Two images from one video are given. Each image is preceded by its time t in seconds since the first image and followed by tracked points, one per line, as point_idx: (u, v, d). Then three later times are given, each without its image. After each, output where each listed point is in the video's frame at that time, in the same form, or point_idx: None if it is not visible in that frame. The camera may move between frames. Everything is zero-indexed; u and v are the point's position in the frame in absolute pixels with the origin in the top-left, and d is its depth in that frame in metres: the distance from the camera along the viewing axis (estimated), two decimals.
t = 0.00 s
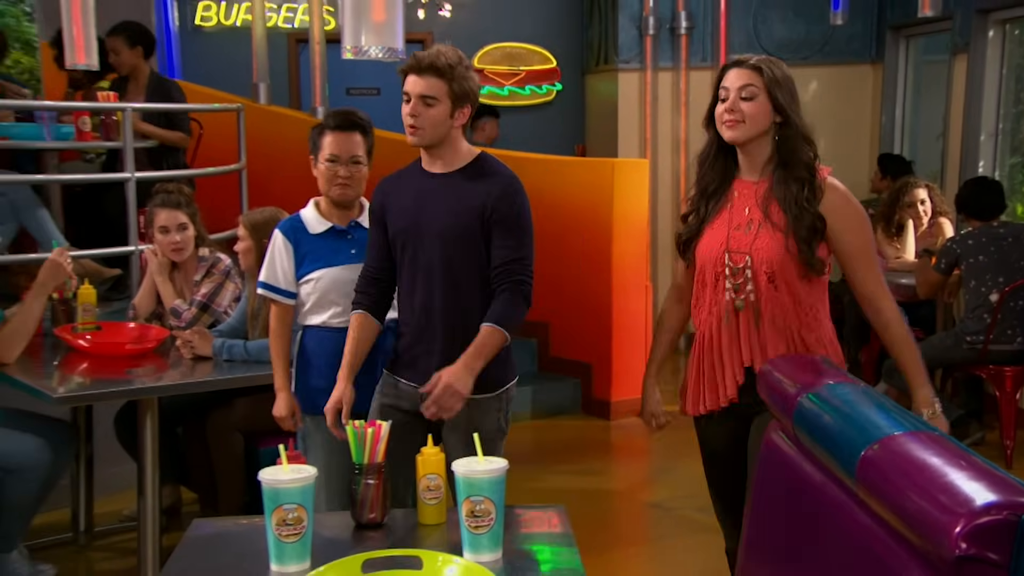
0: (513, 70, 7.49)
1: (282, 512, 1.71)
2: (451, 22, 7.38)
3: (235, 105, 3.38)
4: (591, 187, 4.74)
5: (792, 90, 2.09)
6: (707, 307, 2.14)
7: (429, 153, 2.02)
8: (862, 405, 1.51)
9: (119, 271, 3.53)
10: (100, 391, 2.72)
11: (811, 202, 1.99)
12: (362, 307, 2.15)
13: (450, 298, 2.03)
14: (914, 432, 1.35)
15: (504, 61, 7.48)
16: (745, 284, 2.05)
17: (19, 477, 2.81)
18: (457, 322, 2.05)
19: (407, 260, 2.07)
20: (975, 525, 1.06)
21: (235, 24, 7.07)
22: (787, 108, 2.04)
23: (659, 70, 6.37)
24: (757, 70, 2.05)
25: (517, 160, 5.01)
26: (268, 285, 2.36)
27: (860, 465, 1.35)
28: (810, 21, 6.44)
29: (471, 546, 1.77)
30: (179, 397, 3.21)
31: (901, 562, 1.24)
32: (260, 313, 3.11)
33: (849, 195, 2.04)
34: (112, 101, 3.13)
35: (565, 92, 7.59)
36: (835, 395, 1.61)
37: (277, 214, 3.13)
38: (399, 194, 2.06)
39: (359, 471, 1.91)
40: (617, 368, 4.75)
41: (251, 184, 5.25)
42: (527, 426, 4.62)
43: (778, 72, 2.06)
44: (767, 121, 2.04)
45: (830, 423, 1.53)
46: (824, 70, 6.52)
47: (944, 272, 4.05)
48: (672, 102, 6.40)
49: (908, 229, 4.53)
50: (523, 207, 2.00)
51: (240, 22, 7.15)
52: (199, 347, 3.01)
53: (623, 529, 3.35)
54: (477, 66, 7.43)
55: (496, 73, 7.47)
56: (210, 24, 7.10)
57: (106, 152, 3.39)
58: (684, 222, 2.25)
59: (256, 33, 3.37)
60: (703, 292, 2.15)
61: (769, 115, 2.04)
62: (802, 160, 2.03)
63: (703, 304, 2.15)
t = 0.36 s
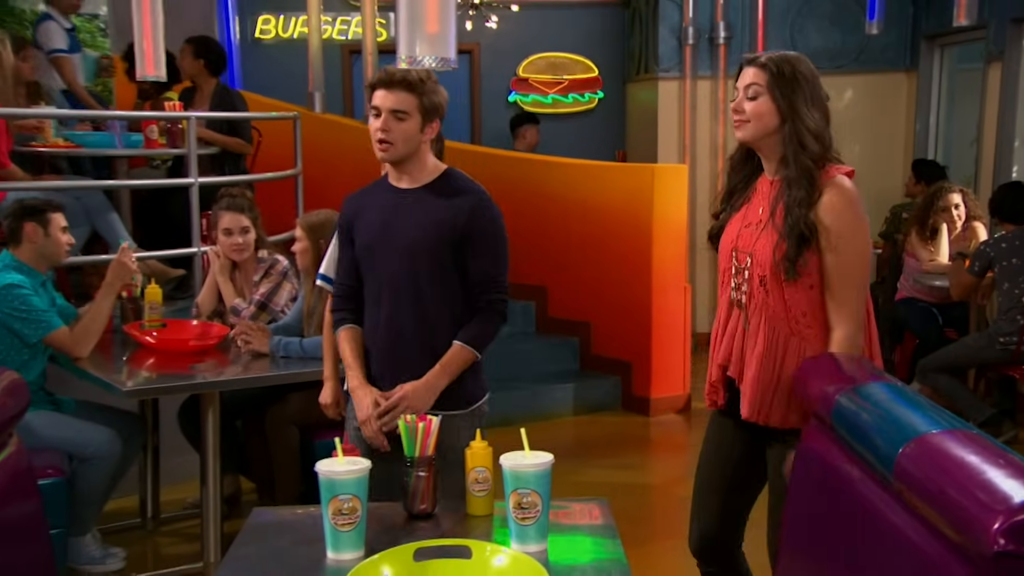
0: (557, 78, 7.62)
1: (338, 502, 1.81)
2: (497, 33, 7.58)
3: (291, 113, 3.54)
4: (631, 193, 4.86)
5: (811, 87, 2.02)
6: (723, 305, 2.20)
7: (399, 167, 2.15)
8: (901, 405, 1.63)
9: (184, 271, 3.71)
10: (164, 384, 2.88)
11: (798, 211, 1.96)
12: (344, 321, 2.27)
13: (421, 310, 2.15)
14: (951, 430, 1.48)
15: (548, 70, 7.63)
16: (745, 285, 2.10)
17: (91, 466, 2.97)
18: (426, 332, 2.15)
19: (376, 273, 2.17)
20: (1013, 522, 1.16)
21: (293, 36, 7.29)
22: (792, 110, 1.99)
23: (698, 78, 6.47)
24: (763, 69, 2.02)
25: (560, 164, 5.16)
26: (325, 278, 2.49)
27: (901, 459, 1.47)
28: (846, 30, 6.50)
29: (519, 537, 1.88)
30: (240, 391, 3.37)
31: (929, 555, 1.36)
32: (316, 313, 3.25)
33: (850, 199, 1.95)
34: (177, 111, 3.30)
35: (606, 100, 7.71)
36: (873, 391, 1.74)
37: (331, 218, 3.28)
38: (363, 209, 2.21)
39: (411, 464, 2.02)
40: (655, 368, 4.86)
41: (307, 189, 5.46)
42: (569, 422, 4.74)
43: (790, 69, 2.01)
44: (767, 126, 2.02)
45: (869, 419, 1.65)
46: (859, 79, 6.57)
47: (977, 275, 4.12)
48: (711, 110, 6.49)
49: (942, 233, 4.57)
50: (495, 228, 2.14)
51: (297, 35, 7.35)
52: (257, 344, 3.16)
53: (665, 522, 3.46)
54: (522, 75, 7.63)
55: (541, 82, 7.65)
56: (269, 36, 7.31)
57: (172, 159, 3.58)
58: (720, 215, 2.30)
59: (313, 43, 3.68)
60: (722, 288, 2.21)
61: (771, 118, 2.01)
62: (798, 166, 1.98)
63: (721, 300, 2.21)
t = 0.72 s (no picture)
0: (578, 85, 7.75)
1: (368, 493, 1.89)
2: (520, 41, 7.70)
3: (323, 120, 3.66)
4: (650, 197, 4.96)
5: (787, 98, 1.99)
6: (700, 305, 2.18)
7: (370, 171, 1.95)
8: (910, 404, 1.82)
9: (219, 271, 3.84)
10: (199, 380, 2.99)
11: (779, 226, 1.93)
12: (294, 322, 1.95)
13: (395, 317, 1.99)
14: (962, 426, 1.65)
15: (571, 77, 7.75)
16: (722, 293, 2.08)
17: (132, 456, 3.09)
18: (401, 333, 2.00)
19: (344, 274, 1.95)
20: None
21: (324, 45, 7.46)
22: (769, 124, 1.96)
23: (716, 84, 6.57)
24: (736, 88, 1.99)
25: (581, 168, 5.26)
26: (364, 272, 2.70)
27: (916, 452, 1.64)
28: (861, 37, 6.58)
29: (543, 528, 1.97)
30: (273, 387, 3.49)
31: (944, 543, 1.51)
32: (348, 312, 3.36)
33: (827, 213, 1.92)
34: (213, 116, 3.44)
35: (627, 106, 7.86)
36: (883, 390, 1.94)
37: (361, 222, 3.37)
38: (310, 212, 1.93)
39: (439, 458, 2.09)
40: (674, 368, 4.96)
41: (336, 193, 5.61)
42: (590, 418, 4.84)
43: (764, 83, 1.98)
44: (745, 141, 1.99)
45: (881, 415, 1.84)
46: (873, 84, 6.65)
47: (990, 275, 4.19)
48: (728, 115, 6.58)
49: (955, 235, 4.63)
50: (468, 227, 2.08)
51: (329, 43, 7.52)
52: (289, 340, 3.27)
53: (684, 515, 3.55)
54: (545, 81, 7.73)
55: (563, 88, 7.76)
56: (301, 45, 7.49)
57: (207, 163, 3.72)
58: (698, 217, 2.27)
59: (343, 51, 3.88)
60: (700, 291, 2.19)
61: (748, 132, 1.98)
62: (776, 180, 1.96)
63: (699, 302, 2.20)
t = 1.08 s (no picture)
0: (588, 86, 7.82)
1: (383, 482, 1.94)
2: (532, 44, 7.81)
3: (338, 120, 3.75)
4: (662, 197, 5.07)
5: (709, 100, 1.93)
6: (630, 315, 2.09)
7: (368, 177, 2.01)
8: (920, 397, 1.92)
9: (236, 269, 3.93)
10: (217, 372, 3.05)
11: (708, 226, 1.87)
12: (285, 329, 1.97)
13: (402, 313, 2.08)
14: (967, 416, 1.75)
15: (581, 79, 7.83)
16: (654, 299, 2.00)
17: (152, 447, 3.17)
18: (389, 336, 2.07)
19: (333, 281, 2.00)
20: None
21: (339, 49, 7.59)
22: (691, 128, 1.90)
23: (724, 86, 6.63)
24: (662, 89, 1.91)
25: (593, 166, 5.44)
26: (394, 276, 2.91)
27: (920, 440, 1.74)
28: (866, 40, 6.65)
29: (554, 516, 2.00)
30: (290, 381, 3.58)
31: (950, 528, 1.59)
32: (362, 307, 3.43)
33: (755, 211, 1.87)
34: (232, 117, 3.53)
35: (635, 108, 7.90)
36: (896, 384, 2.06)
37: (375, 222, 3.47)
38: (300, 220, 1.96)
39: (451, 447, 2.26)
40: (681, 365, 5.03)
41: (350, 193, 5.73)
42: (599, 414, 4.91)
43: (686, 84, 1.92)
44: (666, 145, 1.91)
45: (893, 407, 1.95)
46: (879, 86, 6.72)
47: (994, 273, 4.19)
48: (736, 117, 6.65)
49: (959, 233, 4.65)
50: (455, 239, 2.18)
51: (344, 46, 7.63)
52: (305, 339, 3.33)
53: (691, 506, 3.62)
54: (556, 83, 7.81)
55: (574, 90, 7.84)
56: (317, 48, 7.63)
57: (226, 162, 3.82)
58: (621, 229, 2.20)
59: (358, 54, 3.97)
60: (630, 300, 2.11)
61: (670, 135, 1.91)
62: (699, 183, 1.88)
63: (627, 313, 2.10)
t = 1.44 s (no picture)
0: (601, 87, 7.85)
1: (400, 469, 1.99)
2: (546, 45, 7.91)
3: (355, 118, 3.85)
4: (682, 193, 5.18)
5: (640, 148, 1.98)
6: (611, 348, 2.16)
7: (350, 177, 2.06)
8: (931, 387, 1.97)
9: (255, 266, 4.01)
10: (237, 365, 3.11)
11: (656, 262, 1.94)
12: (319, 342, 2.01)
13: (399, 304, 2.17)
14: (977, 405, 1.80)
15: (594, 80, 7.87)
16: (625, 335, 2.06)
17: (175, 438, 3.24)
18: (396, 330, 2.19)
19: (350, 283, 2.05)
20: None
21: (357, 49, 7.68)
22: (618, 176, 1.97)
23: (736, 86, 6.68)
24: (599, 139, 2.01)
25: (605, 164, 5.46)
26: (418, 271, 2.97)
27: (933, 429, 1.79)
28: (877, 40, 6.69)
29: (569, 504, 2.01)
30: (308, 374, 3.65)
31: (960, 515, 1.64)
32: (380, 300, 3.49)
33: (701, 231, 1.88)
34: (251, 115, 3.61)
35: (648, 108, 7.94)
36: (905, 375, 2.11)
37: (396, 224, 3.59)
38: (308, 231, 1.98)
39: (468, 436, 2.31)
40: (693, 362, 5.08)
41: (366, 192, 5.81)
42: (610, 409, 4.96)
43: (617, 127, 2.01)
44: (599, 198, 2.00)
45: (904, 397, 2.01)
46: (888, 86, 6.76)
47: (1003, 270, 4.19)
48: (747, 116, 6.71)
49: (969, 230, 4.66)
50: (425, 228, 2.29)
51: (361, 47, 7.72)
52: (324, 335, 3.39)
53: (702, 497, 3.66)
54: (569, 83, 7.91)
55: (587, 91, 7.90)
56: (335, 49, 7.72)
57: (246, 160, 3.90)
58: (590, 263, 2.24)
59: (375, 56, 4.08)
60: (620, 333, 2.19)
61: (598, 183, 2.01)
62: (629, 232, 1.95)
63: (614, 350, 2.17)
